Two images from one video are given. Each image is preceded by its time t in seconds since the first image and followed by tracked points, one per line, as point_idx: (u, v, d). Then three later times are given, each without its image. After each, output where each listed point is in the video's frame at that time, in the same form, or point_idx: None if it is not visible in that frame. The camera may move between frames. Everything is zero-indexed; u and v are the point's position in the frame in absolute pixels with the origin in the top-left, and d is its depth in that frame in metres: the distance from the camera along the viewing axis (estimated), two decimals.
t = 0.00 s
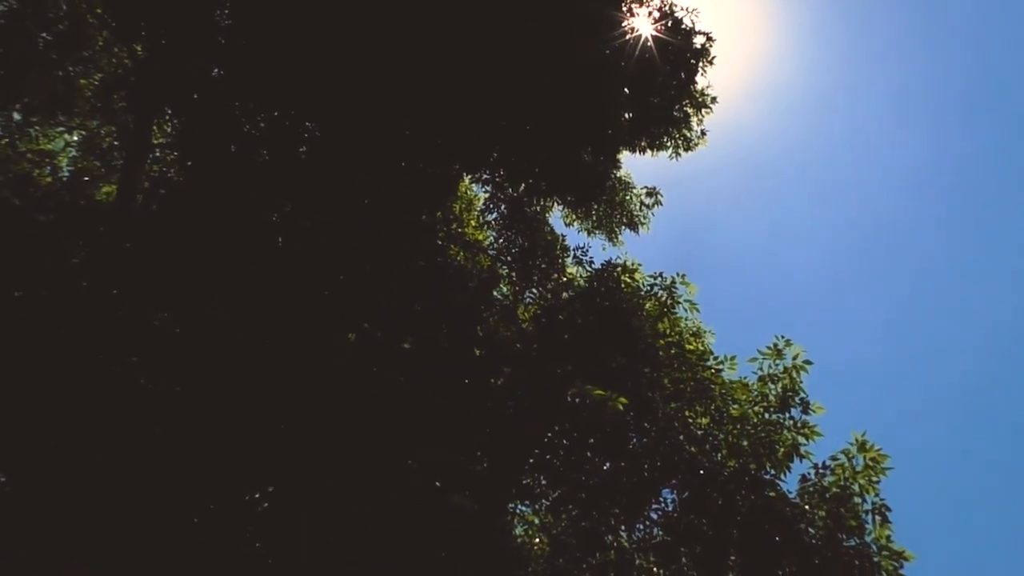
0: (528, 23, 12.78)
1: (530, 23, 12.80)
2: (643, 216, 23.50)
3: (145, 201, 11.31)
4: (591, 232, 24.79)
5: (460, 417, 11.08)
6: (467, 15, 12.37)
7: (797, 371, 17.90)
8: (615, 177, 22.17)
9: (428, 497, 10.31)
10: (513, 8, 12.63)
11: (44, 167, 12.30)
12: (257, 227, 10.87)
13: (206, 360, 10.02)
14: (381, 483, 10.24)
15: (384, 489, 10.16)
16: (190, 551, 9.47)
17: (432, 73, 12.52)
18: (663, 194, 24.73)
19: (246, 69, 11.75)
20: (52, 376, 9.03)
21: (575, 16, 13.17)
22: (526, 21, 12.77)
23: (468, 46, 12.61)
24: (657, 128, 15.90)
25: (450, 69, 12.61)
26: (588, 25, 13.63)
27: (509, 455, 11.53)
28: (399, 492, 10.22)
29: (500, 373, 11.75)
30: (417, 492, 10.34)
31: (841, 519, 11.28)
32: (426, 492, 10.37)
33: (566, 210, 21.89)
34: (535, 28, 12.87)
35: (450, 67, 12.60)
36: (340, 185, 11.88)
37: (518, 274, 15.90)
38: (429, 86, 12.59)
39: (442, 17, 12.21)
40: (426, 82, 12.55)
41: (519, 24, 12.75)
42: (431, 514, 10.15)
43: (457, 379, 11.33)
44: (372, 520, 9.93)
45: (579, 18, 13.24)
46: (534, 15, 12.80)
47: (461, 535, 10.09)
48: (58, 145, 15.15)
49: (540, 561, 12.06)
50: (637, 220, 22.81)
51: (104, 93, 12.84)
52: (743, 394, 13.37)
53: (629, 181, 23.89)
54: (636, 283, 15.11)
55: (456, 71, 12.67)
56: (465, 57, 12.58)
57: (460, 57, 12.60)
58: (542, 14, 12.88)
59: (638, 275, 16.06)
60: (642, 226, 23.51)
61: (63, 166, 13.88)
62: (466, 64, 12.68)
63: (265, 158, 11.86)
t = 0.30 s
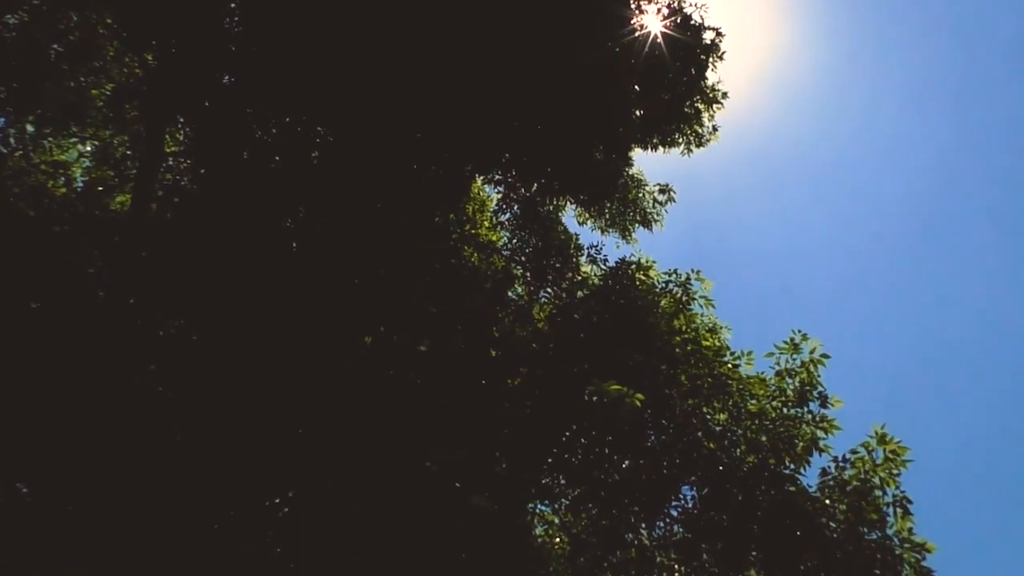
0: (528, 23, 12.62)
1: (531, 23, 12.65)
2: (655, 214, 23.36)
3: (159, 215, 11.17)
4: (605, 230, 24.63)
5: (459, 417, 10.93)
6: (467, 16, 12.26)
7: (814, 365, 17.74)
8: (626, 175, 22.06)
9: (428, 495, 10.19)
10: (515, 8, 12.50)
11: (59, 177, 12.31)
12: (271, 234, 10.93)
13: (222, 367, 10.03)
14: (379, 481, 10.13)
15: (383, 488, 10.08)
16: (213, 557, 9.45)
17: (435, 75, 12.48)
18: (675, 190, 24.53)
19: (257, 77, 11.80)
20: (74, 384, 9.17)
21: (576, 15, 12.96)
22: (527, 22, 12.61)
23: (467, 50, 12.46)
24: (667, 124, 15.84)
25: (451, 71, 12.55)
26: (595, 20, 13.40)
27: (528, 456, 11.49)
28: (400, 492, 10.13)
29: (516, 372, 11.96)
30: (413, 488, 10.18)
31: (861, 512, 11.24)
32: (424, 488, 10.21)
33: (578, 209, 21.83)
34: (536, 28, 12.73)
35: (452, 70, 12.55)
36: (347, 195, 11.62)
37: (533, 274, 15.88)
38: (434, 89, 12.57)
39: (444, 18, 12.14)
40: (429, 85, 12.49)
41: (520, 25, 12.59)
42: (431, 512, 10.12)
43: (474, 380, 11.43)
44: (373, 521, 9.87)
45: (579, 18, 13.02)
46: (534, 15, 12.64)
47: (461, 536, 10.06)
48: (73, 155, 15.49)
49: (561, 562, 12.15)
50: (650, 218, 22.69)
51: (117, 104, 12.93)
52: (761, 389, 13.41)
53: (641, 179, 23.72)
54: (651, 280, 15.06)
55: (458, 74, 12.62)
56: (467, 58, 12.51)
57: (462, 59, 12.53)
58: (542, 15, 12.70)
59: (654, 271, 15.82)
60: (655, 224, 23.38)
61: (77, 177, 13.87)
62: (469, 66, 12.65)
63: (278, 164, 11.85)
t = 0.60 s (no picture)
0: (527, 22, 12.52)
1: (531, 22, 12.57)
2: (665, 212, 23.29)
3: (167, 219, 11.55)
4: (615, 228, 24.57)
5: (458, 418, 10.77)
6: (467, 17, 12.21)
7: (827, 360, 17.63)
8: (635, 173, 22.00)
9: (428, 495, 10.01)
10: (513, 8, 12.45)
11: (68, 185, 12.35)
12: (281, 237, 10.95)
13: (231, 370, 10.08)
14: (380, 480, 10.01)
15: (382, 487, 9.93)
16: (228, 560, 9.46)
17: (438, 75, 12.36)
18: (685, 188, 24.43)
19: (264, 80, 11.69)
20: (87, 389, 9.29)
21: (575, 14, 12.87)
22: (526, 22, 12.53)
23: (467, 50, 12.37)
24: (676, 122, 15.74)
25: (452, 71, 12.44)
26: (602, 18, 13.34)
27: (541, 455, 11.48)
28: (399, 491, 9.95)
29: (529, 372, 11.92)
30: (413, 488, 10.01)
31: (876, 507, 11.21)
32: (426, 487, 10.05)
33: (588, 208, 21.80)
34: (535, 28, 12.63)
35: (454, 69, 12.43)
36: (359, 193, 11.74)
37: (543, 274, 16.00)
38: (438, 89, 12.47)
39: (444, 17, 12.09)
40: (432, 85, 12.40)
41: (520, 25, 12.51)
42: (431, 512, 9.98)
43: (486, 379, 11.41)
44: (372, 520, 9.70)
45: (579, 17, 12.93)
46: (533, 15, 12.56)
47: (459, 536, 9.96)
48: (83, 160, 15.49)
49: (576, 561, 12.14)
50: (660, 215, 22.62)
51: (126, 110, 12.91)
52: (774, 385, 13.38)
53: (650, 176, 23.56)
54: (661, 278, 15.06)
55: (460, 74, 12.50)
56: (468, 58, 12.42)
57: (465, 58, 12.44)
58: (541, 14, 12.63)
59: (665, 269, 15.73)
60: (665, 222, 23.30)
61: (86, 184, 13.87)
62: (471, 65, 12.53)
63: (286, 167, 11.90)
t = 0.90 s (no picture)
0: (527, 23, 12.47)
1: (531, 22, 12.52)
2: (675, 209, 23.19)
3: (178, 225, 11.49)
4: (624, 227, 24.50)
5: (458, 418, 10.71)
6: (468, 18, 12.17)
7: (837, 356, 17.66)
8: (644, 171, 21.94)
9: (429, 495, 9.84)
10: (514, 9, 12.41)
11: (79, 193, 12.43)
12: (291, 242, 10.99)
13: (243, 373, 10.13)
14: (381, 480, 9.94)
15: (383, 488, 9.85)
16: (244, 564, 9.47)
17: (441, 77, 12.32)
18: (694, 185, 24.32)
19: (272, 86, 11.78)
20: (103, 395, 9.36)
21: (575, 14, 12.83)
22: (526, 22, 12.48)
23: (468, 52, 12.32)
24: (684, 119, 15.67)
25: (455, 73, 12.39)
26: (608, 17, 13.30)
27: (553, 454, 11.58)
28: (399, 491, 9.84)
29: (540, 372, 11.92)
30: (413, 488, 9.87)
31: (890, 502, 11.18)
32: (427, 487, 9.90)
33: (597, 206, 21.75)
34: (536, 28, 12.57)
35: (456, 71, 12.38)
36: (369, 195, 11.76)
37: (553, 273, 15.97)
38: (442, 91, 12.43)
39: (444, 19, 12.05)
40: (435, 86, 12.37)
41: (520, 25, 12.46)
42: (432, 511, 9.76)
43: (498, 380, 11.50)
44: (372, 520, 9.65)
45: (579, 17, 12.89)
46: (533, 15, 12.51)
47: (461, 536, 9.76)
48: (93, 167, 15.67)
49: (591, 561, 12.14)
50: (669, 213, 22.54)
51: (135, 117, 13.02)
52: (786, 381, 13.33)
53: (659, 174, 23.49)
54: (671, 276, 15.03)
55: (463, 75, 12.45)
56: (470, 59, 12.36)
57: (467, 60, 12.40)
58: (542, 14, 12.59)
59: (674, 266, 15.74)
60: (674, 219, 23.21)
61: (97, 191, 13.99)
62: (473, 67, 12.48)
63: (295, 170, 11.96)
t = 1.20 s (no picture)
0: (526, 22, 12.42)
1: (531, 22, 12.46)
2: (685, 206, 23.07)
3: (191, 233, 11.68)
4: (636, 225, 24.41)
5: (457, 417, 10.55)
6: (468, 20, 12.13)
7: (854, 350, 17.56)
8: (654, 168, 21.84)
9: (429, 495, 9.86)
10: (513, 9, 12.37)
11: (91, 202, 12.46)
12: (303, 248, 11.06)
13: (256, 377, 10.17)
14: (381, 480, 9.96)
15: (383, 488, 9.89)
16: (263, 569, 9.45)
17: (444, 79, 12.29)
18: (705, 181, 24.16)
19: (281, 90, 11.65)
20: (120, 401, 9.50)
21: (575, 14, 12.78)
22: (525, 22, 12.42)
23: (468, 53, 12.27)
24: (692, 116, 15.59)
25: (457, 74, 12.34)
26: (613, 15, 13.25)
27: (569, 453, 11.72)
28: (399, 492, 9.88)
29: (554, 371, 12.00)
30: (414, 488, 9.89)
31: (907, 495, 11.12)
32: (428, 488, 9.91)
33: (608, 205, 21.69)
34: (536, 27, 12.51)
35: (458, 72, 12.33)
36: (380, 199, 11.87)
37: (564, 272, 15.99)
38: (447, 92, 12.39)
39: (444, 20, 12.02)
40: (438, 88, 12.31)
41: (520, 26, 12.40)
42: (435, 512, 9.80)
43: (512, 381, 11.45)
44: (372, 520, 9.75)
45: (578, 16, 12.84)
46: (532, 15, 12.45)
47: (461, 537, 9.73)
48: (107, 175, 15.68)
49: (609, 559, 12.16)
50: (680, 210, 22.42)
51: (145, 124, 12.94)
52: (801, 376, 13.27)
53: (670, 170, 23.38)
54: (683, 273, 15.00)
55: (466, 78, 12.44)
56: (471, 61, 12.36)
57: (469, 61, 12.36)
58: (541, 14, 12.54)
59: (686, 264, 15.74)
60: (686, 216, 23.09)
61: (109, 199, 13.98)
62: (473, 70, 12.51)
63: (307, 175, 11.99)
